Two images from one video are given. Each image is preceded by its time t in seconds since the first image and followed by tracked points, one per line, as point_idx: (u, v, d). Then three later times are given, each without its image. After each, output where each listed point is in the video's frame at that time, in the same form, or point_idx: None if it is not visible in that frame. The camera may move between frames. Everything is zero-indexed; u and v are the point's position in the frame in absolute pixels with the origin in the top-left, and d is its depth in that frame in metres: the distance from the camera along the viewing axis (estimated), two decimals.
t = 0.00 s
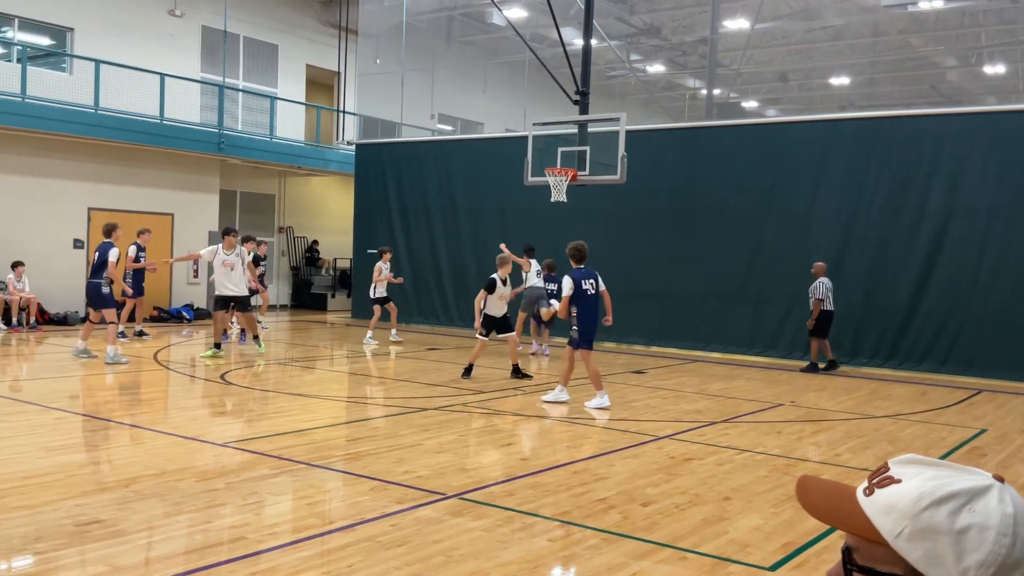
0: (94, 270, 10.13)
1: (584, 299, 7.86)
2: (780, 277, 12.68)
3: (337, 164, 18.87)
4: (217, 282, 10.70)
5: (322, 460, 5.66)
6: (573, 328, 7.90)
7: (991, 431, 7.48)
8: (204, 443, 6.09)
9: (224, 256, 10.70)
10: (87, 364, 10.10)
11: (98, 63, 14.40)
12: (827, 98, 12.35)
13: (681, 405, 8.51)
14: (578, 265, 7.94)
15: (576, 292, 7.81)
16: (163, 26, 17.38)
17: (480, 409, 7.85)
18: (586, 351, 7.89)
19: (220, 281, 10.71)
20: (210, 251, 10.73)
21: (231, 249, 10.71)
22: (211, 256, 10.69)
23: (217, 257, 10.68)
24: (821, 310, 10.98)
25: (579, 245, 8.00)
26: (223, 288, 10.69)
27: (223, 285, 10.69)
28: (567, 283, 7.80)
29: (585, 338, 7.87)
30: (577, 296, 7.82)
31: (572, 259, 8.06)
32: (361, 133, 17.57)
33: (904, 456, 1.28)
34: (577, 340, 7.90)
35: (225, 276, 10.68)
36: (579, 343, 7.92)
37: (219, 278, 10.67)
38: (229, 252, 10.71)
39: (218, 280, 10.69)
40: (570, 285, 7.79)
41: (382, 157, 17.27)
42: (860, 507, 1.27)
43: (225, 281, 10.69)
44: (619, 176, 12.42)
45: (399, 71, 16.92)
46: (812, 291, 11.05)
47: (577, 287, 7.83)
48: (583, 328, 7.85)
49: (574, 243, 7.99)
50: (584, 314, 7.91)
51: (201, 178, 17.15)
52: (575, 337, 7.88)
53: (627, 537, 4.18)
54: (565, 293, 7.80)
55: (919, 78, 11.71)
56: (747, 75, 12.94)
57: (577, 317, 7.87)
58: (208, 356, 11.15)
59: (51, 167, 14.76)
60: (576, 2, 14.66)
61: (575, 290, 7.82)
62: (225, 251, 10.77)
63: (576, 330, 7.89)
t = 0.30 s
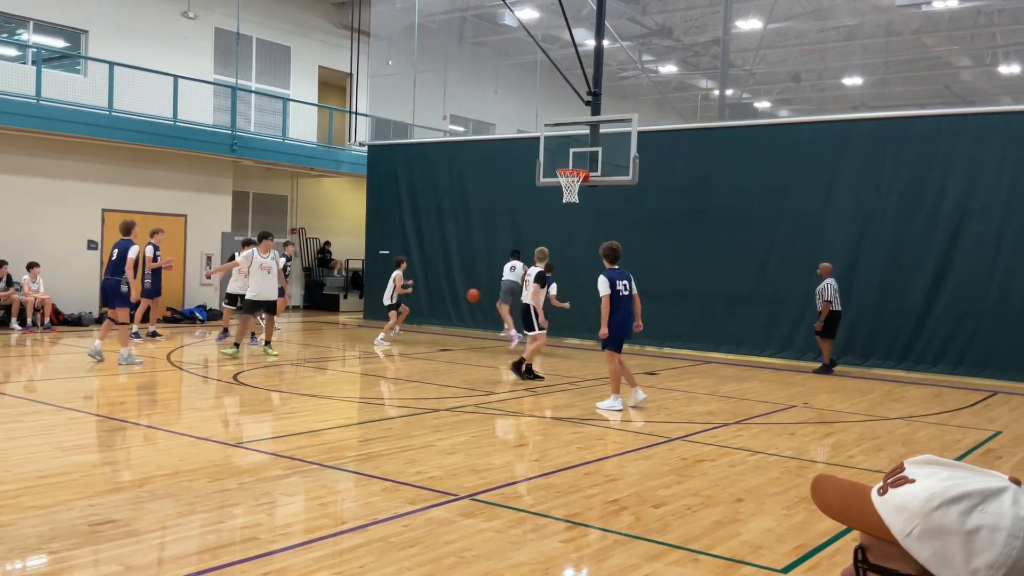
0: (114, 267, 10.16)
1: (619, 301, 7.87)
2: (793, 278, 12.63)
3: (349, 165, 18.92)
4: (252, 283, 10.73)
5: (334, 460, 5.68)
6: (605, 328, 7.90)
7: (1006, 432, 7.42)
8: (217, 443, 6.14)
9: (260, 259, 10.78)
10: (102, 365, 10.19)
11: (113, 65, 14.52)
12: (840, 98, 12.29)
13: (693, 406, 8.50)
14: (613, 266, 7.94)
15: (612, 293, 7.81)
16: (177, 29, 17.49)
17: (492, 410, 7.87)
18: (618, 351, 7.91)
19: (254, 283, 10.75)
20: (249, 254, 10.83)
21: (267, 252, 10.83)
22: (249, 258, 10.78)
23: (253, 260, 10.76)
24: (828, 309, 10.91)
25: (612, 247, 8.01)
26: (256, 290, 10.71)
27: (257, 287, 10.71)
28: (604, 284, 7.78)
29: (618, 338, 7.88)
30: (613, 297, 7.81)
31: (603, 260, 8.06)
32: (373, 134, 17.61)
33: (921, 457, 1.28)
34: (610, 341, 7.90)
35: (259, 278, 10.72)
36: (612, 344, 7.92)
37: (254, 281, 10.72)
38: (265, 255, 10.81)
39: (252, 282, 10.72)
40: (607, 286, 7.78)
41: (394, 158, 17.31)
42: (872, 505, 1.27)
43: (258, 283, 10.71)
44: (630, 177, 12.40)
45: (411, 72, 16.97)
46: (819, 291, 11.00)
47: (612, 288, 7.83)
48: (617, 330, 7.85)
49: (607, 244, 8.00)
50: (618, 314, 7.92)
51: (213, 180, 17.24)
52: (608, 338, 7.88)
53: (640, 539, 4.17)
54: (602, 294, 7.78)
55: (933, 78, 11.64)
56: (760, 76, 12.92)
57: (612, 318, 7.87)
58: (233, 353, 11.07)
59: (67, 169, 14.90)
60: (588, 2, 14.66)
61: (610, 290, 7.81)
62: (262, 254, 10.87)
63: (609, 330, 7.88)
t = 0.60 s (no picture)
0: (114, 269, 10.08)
1: (644, 302, 7.85)
2: (801, 279, 12.60)
3: (358, 166, 18.95)
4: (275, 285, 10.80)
5: (343, 461, 5.71)
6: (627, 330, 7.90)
7: (1016, 434, 7.39)
8: (226, 443, 6.17)
9: (281, 259, 10.81)
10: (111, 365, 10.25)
11: (122, 67, 14.60)
12: (848, 99, 12.25)
13: (701, 407, 8.49)
14: (636, 267, 7.94)
15: (635, 294, 7.80)
16: (186, 30, 17.56)
17: (499, 410, 7.87)
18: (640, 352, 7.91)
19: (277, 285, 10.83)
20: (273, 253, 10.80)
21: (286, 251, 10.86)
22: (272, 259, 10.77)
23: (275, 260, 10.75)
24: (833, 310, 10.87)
25: (637, 248, 7.99)
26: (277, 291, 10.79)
27: (278, 288, 10.79)
28: (627, 285, 7.79)
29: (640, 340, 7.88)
30: (635, 299, 7.81)
31: (629, 261, 8.06)
32: (381, 135, 17.64)
33: (930, 457, 1.28)
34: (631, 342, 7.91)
35: (280, 279, 10.78)
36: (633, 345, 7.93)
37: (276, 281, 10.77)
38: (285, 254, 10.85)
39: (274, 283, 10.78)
40: (630, 288, 7.78)
41: (401, 159, 17.34)
42: (880, 504, 1.27)
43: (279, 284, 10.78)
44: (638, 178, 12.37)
45: (419, 73, 17.01)
46: (825, 291, 10.97)
47: (635, 289, 7.83)
48: (639, 331, 7.85)
49: (632, 245, 7.99)
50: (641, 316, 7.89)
51: (221, 180, 17.29)
52: (630, 338, 7.89)
53: (648, 540, 4.17)
54: (625, 295, 7.80)
55: (942, 78, 11.59)
56: (769, 76, 12.89)
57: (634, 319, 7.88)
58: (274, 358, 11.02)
59: (77, 170, 14.99)
60: (596, 3, 14.67)
61: (633, 291, 7.81)
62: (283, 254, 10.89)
63: (630, 331, 7.88)
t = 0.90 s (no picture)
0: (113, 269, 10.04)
1: (663, 302, 7.86)
2: (807, 279, 12.57)
3: (363, 166, 18.99)
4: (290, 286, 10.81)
5: (348, 461, 5.72)
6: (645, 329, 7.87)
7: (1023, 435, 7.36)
8: (232, 443, 6.19)
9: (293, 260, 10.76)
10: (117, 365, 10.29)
11: (129, 67, 14.65)
12: (855, 99, 12.23)
13: (707, 408, 8.48)
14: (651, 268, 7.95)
15: (656, 294, 7.79)
16: (192, 31, 17.63)
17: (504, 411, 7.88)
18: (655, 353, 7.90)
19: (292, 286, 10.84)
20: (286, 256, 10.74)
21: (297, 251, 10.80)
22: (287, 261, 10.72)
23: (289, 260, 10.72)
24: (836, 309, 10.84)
25: (652, 249, 8.00)
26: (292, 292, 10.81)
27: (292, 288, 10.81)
28: (647, 285, 7.77)
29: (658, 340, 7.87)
30: (656, 298, 7.79)
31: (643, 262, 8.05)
32: (386, 136, 17.65)
33: (938, 458, 1.28)
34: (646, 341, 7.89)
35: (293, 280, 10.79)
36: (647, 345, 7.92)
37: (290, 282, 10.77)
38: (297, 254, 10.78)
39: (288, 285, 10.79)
40: (650, 288, 7.77)
41: (406, 159, 17.37)
42: (886, 504, 1.27)
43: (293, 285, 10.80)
44: (644, 179, 12.35)
45: (424, 73, 17.03)
46: (828, 291, 10.95)
47: (655, 289, 7.82)
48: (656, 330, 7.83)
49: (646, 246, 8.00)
50: (659, 316, 7.89)
51: (226, 181, 17.34)
52: (650, 338, 7.85)
53: (653, 540, 4.17)
54: (645, 295, 7.78)
55: (949, 79, 11.57)
56: (774, 76, 12.89)
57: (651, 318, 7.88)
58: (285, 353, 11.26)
59: (85, 171, 15.06)
60: (602, 3, 14.65)
61: (654, 291, 7.79)
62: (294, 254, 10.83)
63: (650, 331, 7.85)
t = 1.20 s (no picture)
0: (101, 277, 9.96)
1: (664, 301, 7.86)
2: (809, 279, 12.56)
3: (365, 166, 19.01)
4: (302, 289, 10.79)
5: (350, 461, 5.73)
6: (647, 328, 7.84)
7: None
8: (234, 443, 6.20)
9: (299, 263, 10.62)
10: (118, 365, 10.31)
11: (131, 67, 14.66)
12: (857, 99, 12.21)
13: (709, 408, 8.48)
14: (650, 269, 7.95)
15: (658, 293, 7.79)
16: (194, 31, 17.65)
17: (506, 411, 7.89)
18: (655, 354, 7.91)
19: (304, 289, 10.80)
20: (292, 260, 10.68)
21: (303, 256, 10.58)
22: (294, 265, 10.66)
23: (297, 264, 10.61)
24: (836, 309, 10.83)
25: (652, 249, 7.99)
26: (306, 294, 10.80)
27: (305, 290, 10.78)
28: (651, 285, 7.76)
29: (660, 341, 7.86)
30: (658, 298, 7.79)
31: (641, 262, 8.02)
32: (388, 136, 17.65)
33: (939, 458, 1.28)
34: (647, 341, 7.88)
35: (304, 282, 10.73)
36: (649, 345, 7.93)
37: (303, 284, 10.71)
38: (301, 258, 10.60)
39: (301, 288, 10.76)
40: (653, 288, 7.75)
41: (409, 159, 17.36)
42: (886, 505, 1.27)
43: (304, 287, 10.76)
44: (646, 179, 12.34)
45: (427, 73, 17.03)
46: (829, 291, 10.94)
47: (658, 288, 7.81)
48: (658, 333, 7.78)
49: (646, 246, 7.97)
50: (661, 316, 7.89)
51: (228, 181, 17.34)
52: (651, 338, 7.84)
53: (655, 541, 4.18)
54: (648, 295, 7.76)
55: (951, 79, 11.56)
56: (776, 76, 12.88)
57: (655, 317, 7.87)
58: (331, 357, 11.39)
59: (87, 171, 15.09)
60: (604, 3, 14.63)
61: (657, 291, 7.78)
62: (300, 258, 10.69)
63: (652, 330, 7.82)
